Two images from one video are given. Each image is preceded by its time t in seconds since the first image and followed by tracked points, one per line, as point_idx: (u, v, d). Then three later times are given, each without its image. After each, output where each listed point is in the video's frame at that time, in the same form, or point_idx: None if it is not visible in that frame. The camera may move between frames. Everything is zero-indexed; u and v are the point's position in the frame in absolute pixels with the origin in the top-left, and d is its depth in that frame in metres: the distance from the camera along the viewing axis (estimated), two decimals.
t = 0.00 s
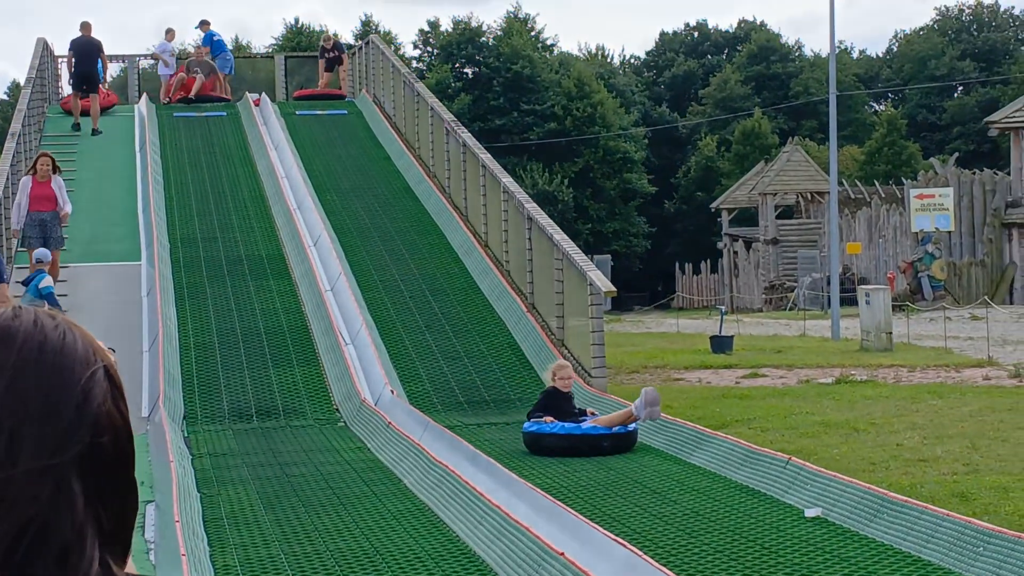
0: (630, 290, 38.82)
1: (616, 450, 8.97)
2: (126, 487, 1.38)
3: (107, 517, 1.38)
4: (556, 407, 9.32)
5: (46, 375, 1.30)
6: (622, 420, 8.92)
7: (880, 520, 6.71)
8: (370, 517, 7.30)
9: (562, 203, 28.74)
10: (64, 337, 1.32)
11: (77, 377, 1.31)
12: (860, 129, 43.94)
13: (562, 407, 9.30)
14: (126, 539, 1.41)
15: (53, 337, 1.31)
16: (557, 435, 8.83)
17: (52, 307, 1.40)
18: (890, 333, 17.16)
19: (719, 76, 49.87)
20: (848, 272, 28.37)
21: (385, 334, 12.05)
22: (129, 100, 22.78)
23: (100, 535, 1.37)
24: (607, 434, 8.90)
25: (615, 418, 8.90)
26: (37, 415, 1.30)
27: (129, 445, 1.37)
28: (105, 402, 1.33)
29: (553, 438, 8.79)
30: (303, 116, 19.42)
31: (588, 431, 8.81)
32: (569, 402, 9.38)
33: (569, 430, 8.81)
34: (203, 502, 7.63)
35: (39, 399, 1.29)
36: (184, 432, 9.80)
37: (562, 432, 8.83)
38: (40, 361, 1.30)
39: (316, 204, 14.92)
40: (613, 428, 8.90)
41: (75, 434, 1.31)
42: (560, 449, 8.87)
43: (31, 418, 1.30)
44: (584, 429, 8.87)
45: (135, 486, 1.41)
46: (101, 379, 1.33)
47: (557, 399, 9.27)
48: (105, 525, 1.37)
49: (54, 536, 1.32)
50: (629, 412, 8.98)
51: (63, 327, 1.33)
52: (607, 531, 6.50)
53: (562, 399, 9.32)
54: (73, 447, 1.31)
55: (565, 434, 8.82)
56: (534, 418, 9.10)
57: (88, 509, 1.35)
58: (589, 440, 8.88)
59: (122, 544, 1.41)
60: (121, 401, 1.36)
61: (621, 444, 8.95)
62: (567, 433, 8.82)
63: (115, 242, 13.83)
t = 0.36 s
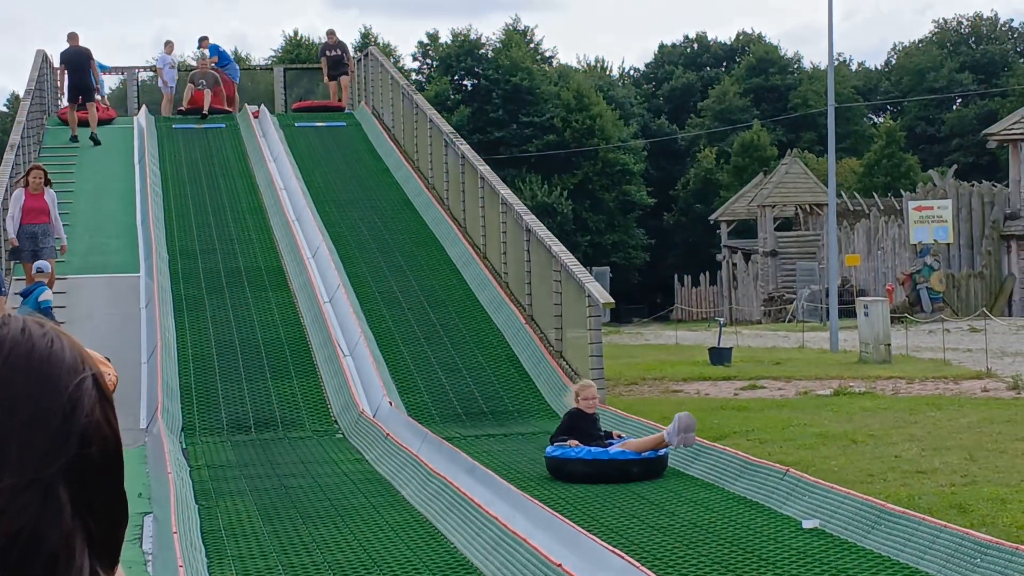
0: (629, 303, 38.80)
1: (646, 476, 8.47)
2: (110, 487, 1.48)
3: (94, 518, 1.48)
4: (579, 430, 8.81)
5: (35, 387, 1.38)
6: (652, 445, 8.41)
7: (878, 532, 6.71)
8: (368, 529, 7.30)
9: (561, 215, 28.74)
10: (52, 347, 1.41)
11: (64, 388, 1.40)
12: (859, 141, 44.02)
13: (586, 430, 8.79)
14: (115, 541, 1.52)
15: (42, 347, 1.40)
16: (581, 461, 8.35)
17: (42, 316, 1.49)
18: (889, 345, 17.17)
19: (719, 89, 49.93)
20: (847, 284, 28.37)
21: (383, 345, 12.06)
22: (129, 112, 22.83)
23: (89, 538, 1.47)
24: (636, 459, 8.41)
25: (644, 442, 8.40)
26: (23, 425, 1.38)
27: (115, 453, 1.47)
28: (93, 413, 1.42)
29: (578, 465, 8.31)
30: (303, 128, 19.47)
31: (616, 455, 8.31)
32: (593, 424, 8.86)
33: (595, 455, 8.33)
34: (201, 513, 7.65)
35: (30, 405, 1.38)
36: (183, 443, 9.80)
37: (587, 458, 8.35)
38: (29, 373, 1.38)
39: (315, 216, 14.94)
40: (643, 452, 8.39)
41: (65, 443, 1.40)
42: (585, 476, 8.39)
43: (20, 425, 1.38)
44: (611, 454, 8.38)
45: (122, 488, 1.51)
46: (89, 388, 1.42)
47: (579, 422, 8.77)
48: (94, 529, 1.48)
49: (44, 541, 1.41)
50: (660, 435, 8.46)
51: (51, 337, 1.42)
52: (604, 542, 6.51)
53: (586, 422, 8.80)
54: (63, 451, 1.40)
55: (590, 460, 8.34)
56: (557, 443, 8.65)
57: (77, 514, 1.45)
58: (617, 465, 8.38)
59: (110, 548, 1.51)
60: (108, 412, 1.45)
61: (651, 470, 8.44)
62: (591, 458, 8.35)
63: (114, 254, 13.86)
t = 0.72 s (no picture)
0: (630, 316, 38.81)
1: (675, 504, 7.96)
2: (107, 504, 1.37)
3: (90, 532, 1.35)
4: (606, 454, 8.30)
5: (27, 400, 1.29)
6: (684, 472, 7.89)
7: (878, 545, 6.70)
8: (368, 542, 7.29)
9: (561, 228, 28.77)
10: (48, 358, 1.31)
11: (58, 398, 1.29)
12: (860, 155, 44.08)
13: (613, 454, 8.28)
14: (113, 559, 1.39)
15: (37, 358, 1.30)
16: (605, 488, 7.88)
17: (39, 331, 1.39)
18: (890, 358, 17.16)
19: (719, 102, 50.01)
20: (847, 297, 28.38)
21: (383, 359, 12.06)
22: (130, 125, 22.87)
23: (83, 553, 1.35)
24: (666, 486, 7.90)
25: (675, 469, 7.88)
26: (15, 436, 1.29)
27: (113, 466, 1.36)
28: (88, 427, 1.31)
29: (600, 491, 7.83)
30: (303, 142, 19.50)
31: (642, 483, 7.82)
32: (622, 447, 8.35)
33: (620, 482, 7.85)
34: (201, 527, 7.65)
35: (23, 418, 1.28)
36: (183, 457, 9.79)
37: (612, 484, 7.87)
38: (23, 381, 1.29)
39: (315, 230, 14.95)
40: (674, 479, 7.86)
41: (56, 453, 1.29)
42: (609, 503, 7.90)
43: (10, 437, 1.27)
44: (638, 481, 7.89)
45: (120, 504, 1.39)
46: (84, 401, 1.31)
47: (606, 446, 8.26)
48: (91, 547, 1.36)
49: (37, 553, 1.30)
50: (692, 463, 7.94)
51: (46, 348, 1.32)
52: (605, 556, 6.50)
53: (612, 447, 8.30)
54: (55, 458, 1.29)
55: (615, 486, 7.85)
56: (581, 467, 8.17)
57: (70, 528, 1.33)
58: (644, 492, 7.88)
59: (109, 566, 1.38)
60: (106, 422, 1.34)
61: (681, 498, 7.93)
62: (616, 485, 7.86)
63: (115, 268, 13.87)
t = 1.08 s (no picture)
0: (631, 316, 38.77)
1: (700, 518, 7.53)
2: (100, 501, 1.38)
3: (82, 532, 1.37)
4: (629, 463, 7.96)
5: (19, 401, 1.29)
6: (710, 484, 7.48)
7: (879, 544, 6.70)
8: (368, 542, 7.29)
9: (563, 228, 28.76)
10: (40, 356, 1.31)
11: (50, 399, 1.30)
12: (862, 155, 44.01)
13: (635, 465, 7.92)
14: (107, 555, 1.40)
15: (30, 356, 1.30)
16: (626, 500, 7.46)
17: (32, 323, 1.39)
18: (891, 358, 17.14)
19: (721, 102, 49.98)
20: (849, 297, 28.36)
21: (384, 359, 12.06)
22: (131, 125, 22.89)
23: (75, 552, 1.36)
24: (690, 499, 7.48)
25: (701, 481, 7.45)
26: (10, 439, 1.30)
27: (104, 464, 1.37)
28: (79, 425, 1.32)
29: (621, 503, 7.44)
30: (304, 141, 19.51)
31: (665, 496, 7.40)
32: (645, 458, 7.99)
33: (642, 495, 7.43)
34: (202, 526, 7.64)
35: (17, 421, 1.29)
36: (184, 456, 9.80)
37: (633, 496, 7.45)
38: (17, 378, 1.29)
39: (316, 229, 14.95)
40: (698, 492, 7.46)
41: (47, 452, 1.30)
42: (630, 516, 7.49)
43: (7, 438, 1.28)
44: (662, 493, 7.47)
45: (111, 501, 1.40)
46: (77, 401, 1.32)
47: (628, 456, 7.90)
48: (82, 545, 1.37)
49: (30, 553, 1.32)
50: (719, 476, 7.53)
51: (39, 346, 1.33)
52: (605, 555, 6.50)
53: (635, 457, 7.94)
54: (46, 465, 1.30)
55: (637, 499, 7.44)
56: (602, 477, 7.79)
57: (63, 529, 1.35)
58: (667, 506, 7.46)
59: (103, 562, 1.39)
60: (98, 422, 1.35)
61: (707, 511, 7.51)
62: (638, 497, 7.44)
63: (116, 267, 13.88)
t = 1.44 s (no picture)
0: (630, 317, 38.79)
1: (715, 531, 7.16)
2: (88, 503, 1.38)
3: (71, 533, 1.38)
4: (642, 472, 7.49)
5: (6, 401, 1.30)
6: (724, 495, 7.09)
7: (877, 545, 6.70)
8: (367, 542, 7.29)
9: (562, 229, 28.77)
10: (27, 356, 1.32)
11: (38, 396, 1.31)
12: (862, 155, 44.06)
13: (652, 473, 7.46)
14: (97, 556, 1.41)
15: (15, 356, 1.31)
16: (638, 511, 7.10)
17: (24, 325, 1.40)
18: (890, 358, 17.14)
19: (721, 103, 50.03)
20: (848, 298, 28.37)
21: (383, 359, 12.06)
22: (131, 125, 22.92)
23: (63, 552, 1.38)
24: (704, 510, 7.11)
25: (714, 492, 7.08)
26: None
27: (94, 468, 1.38)
28: (68, 425, 1.33)
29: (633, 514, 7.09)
30: (304, 142, 19.51)
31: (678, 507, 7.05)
32: (660, 467, 7.49)
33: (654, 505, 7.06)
34: (200, 526, 7.65)
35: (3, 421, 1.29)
36: (183, 457, 9.80)
37: (646, 508, 7.09)
38: (5, 381, 1.30)
39: (315, 230, 14.95)
40: (713, 503, 7.09)
41: (37, 452, 1.31)
42: (642, 527, 7.13)
43: None
44: (674, 504, 7.09)
45: (100, 506, 1.40)
46: (65, 399, 1.33)
47: (643, 464, 7.41)
48: (72, 547, 1.38)
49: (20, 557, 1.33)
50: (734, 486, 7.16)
51: (26, 346, 1.33)
52: (603, 556, 6.51)
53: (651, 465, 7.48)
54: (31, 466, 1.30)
55: (649, 510, 7.08)
56: (614, 486, 7.36)
57: (50, 530, 1.36)
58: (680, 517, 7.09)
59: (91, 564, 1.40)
60: (86, 421, 1.36)
61: (721, 524, 7.14)
62: (651, 508, 7.08)
63: (115, 267, 13.88)
